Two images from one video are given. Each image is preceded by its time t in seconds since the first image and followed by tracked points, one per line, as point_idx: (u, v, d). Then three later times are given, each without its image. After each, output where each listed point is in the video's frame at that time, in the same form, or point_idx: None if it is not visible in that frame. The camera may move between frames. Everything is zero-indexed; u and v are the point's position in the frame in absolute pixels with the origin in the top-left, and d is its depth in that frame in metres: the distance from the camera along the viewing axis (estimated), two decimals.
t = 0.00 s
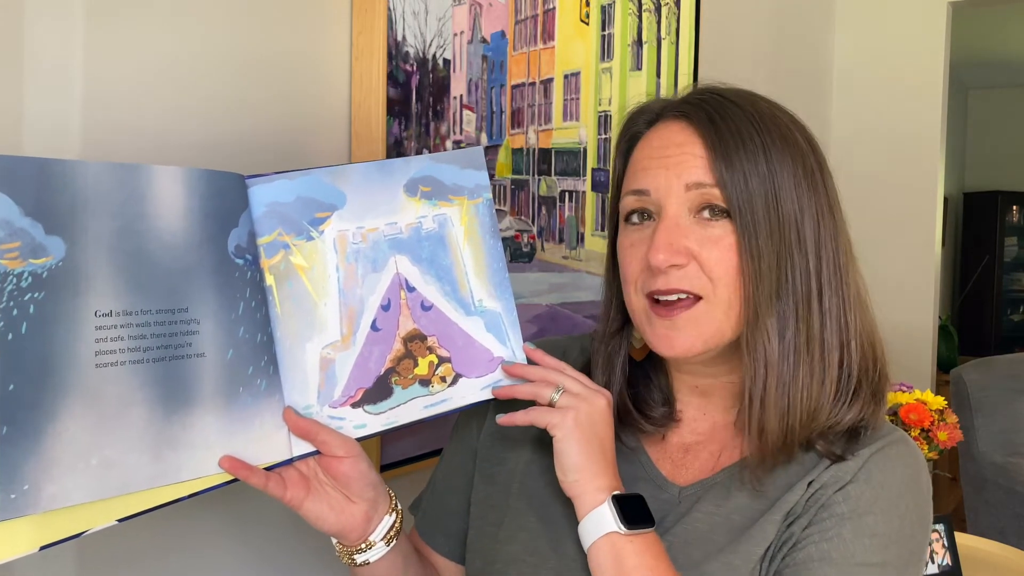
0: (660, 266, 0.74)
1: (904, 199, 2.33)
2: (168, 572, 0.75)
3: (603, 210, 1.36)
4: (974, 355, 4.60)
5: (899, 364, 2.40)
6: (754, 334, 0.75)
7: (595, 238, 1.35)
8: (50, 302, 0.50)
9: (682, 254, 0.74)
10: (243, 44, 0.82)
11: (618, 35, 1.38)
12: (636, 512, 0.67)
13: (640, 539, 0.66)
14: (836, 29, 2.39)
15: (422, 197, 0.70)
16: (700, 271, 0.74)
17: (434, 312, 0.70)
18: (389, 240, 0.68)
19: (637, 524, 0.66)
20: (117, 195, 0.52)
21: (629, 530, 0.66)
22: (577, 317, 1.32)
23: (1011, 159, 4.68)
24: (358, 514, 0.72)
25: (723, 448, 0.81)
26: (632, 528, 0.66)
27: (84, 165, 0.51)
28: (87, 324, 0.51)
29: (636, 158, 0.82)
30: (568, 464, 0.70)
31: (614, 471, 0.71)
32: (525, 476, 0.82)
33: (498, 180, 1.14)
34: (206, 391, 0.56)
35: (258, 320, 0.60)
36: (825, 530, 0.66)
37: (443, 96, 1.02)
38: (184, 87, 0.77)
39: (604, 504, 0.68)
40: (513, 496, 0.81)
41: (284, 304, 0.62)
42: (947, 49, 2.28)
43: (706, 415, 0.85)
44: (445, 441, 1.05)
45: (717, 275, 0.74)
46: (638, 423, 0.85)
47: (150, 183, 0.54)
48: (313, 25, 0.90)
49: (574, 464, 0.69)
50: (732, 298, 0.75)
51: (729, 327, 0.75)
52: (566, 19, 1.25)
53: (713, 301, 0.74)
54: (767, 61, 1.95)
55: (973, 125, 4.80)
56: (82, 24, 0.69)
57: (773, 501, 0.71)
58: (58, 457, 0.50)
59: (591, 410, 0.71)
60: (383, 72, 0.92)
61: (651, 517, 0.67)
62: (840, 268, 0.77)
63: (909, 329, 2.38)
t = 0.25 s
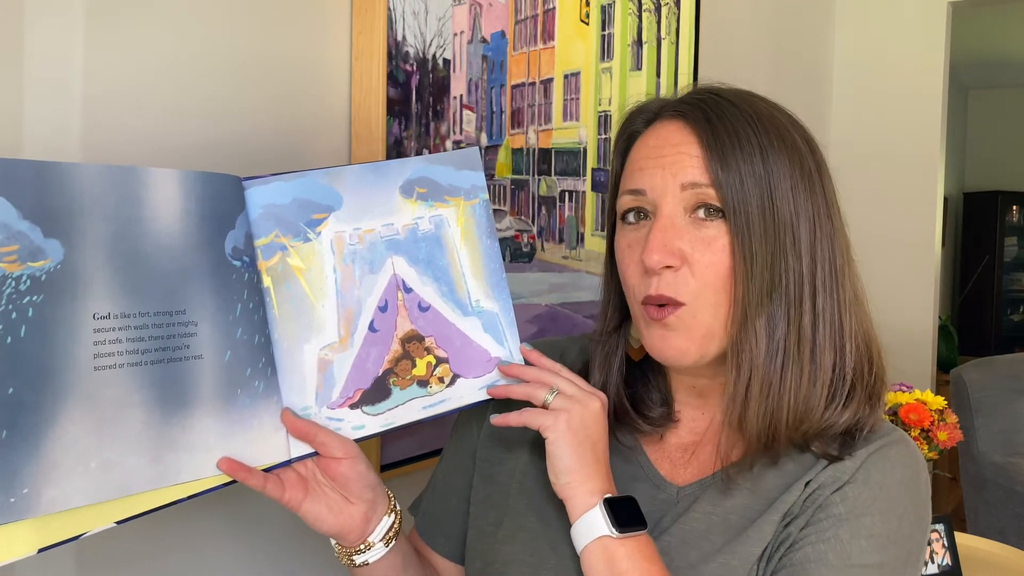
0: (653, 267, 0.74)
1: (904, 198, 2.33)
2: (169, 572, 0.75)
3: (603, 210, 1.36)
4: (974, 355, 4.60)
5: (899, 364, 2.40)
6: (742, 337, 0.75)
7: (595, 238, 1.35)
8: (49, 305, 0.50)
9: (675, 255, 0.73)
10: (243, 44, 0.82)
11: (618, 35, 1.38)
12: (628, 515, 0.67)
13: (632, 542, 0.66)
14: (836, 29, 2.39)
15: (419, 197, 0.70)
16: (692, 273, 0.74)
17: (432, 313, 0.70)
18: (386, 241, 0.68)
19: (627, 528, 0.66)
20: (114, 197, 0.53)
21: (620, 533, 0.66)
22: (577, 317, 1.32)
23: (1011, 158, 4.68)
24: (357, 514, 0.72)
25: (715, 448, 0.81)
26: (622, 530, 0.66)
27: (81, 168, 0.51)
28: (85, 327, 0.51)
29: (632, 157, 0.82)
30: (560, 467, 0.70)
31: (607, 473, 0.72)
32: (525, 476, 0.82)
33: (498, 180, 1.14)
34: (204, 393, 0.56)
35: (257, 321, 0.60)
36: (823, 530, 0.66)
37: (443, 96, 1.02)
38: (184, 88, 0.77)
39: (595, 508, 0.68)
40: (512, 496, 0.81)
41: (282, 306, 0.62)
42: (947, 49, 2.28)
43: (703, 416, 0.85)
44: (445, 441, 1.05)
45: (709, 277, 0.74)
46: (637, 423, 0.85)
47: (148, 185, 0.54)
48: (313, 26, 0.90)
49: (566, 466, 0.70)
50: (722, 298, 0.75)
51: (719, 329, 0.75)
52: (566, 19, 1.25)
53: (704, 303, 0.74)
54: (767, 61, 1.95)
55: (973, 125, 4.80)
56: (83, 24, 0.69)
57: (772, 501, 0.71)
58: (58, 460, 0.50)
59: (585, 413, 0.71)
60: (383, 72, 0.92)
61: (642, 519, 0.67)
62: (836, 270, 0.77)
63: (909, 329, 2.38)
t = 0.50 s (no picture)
0: (653, 269, 0.74)
1: (904, 198, 2.33)
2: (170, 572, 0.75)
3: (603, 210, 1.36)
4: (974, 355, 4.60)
5: (899, 364, 2.40)
6: (744, 339, 0.75)
7: (595, 238, 1.35)
8: (48, 311, 0.50)
9: (675, 258, 0.73)
10: (243, 44, 0.82)
11: (618, 35, 1.38)
12: (624, 520, 0.67)
13: (628, 546, 0.67)
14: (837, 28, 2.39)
15: (418, 199, 0.70)
16: (693, 276, 0.74)
17: (432, 314, 0.70)
18: (386, 243, 0.68)
19: (623, 533, 0.66)
20: (113, 202, 0.53)
21: (616, 539, 0.66)
22: (577, 317, 1.32)
23: (1011, 158, 4.67)
24: (358, 517, 0.72)
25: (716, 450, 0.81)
26: (619, 536, 0.66)
27: (80, 172, 0.51)
28: (85, 332, 0.51)
29: (632, 159, 0.82)
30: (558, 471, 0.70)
31: (603, 477, 0.72)
32: (525, 477, 0.82)
33: (498, 180, 1.14)
34: (204, 397, 0.56)
35: (257, 324, 0.60)
36: (822, 533, 0.66)
37: (443, 96, 1.02)
38: (184, 89, 0.77)
39: (591, 512, 0.69)
40: (512, 498, 0.81)
41: (282, 309, 0.62)
42: (947, 48, 2.28)
43: (703, 417, 0.85)
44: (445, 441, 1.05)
45: (709, 280, 0.74)
46: (637, 424, 0.85)
47: (147, 190, 0.54)
48: (313, 26, 0.90)
49: (562, 471, 0.70)
50: (725, 302, 0.75)
51: (720, 331, 0.75)
52: (566, 19, 1.25)
53: (706, 306, 0.75)
54: (767, 60, 1.95)
55: (973, 124, 4.80)
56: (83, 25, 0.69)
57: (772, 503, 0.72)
58: (57, 465, 0.50)
59: (582, 417, 0.71)
60: (383, 73, 0.92)
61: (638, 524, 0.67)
62: (836, 271, 0.77)
63: (909, 329, 2.38)
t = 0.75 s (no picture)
0: (655, 268, 0.74)
1: (904, 198, 2.33)
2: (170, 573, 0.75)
3: (603, 210, 1.36)
4: (974, 354, 4.60)
5: (899, 364, 2.40)
6: (746, 338, 0.75)
7: (595, 238, 1.35)
8: (47, 312, 0.50)
9: (679, 256, 0.73)
10: (243, 45, 0.82)
11: (618, 35, 1.38)
12: (616, 524, 0.68)
13: (621, 551, 0.67)
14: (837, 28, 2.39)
15: (420, 199, 0.70)
16: (696, 274, 0.74)
17: (433, 315, 0.70)
18: (387, 244, 0.68)
19: (616, 537, 0.67)
20: (113, 203, 0.52)
21: (609, 543, 0.67)
22: (577, 317, 1.32)
23: (1011, 158, 4.67)
24: (358, 518, 0.72)
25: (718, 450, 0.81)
26: (611, 541, 0.67)
27: (78, 173, 0.51)
28: (84, 333, 0.51)
29: (635, 157, 0.82)
30: (552, 476, 0.70)
31: (598, 483, 0.72)
32: (526, 478, 0.82)
33: (498, 180, 1.14)
34: (204, 398, 0.56)
35: (257, 325, 0.60)
36: (822, 534, 0.66)
37: (443, 96, 1.02)
38: (184, 90, 0.77)
39: (583, 518, 0.69)
40: (513, 499, 0.81)
41: (282, 309, 0.62)
42: (947, 48, 2.28)
43: (704, 416, 0.85)
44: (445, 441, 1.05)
45: (712, 278, 0.74)
46: (637, 423, 0.85)
47: (146, 190, 0.54)
48: (313, 26, 0.90)
49: (557, 476, 0.70)
50: (727, 300, 0.74)
51: (723, 330, 0.75)
52: (566, 19, 1.25)
53: (707, 304, 0.74)
54: (767, 60, 1.95)
55: (973, 124, 4.80)
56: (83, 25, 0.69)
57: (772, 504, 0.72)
58: (57, 466, 0.50)
59: (580, 422, 0.71)
60: (383, 73, 0.92)
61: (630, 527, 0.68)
62: (839, 271, 0.77)
63: (909, 329, 2.38)
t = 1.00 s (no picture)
0: (656, 266, 0.74)
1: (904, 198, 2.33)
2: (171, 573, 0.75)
3: (603, 210, 1.36)
4: (974, 355, 4.60)
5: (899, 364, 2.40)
6: (746, 337, 0.75)
7: (595, 238, 1.35)
8: (53, 308, 0.49)
9: (679, 255, 0.73)
10: (243, 44, 0.82)
11: (618, 35, 1.38)
12: (613, 525, 0.68)
13: (619, 551, 0.67)
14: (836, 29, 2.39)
15: (423, 198, 0.70)
16: (696, 272, 0.74)
17: (435, 314, 0.70)
18: (389, 243, 0.68)
19: (613, 538, 0.67)
20: (119, 200, 0.52)
21: (606, 544, 0.67)
22: (577, 317, 1.32)
23: (1011, 158, 4.68)
24: (360, 517, 0.72)
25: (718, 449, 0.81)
26: (609, 542, 0.67)
27: (86, 170, 0.51)
28: (90, 330, 0.51)
29: (636, 156, 0.82)
30: (549, 477, 0.70)
31: (599, 482, 0.72)
32: (526, 477, 0.82)
33: (498, 180, 1.14)
34: (208, 395, 0.56)
35: (260, 323, 0.60)
36: (822, 535, 0.66)
37: (443, 96, 1.02)
38: (185, 89, 0.77)
39: (579, 519, 0.69)
40: (514, 498, 0.81)
41: (285, 308, 0.62)
42: (946, 48, 2.28)
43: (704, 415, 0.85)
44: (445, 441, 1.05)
45: (712, 277, 0.74)
46: (638, 421, 0.85)
47: (152, 187, 0.54)
48: (313, 25, 0.90)
49: (554, 478, 0.70)
50: (728, 298, 0.75)
51: (723, 328, 0.75)
52: (566, 20, 1.25)
53: (708, 301, 0.74)
54: (767, 61, 1.95)
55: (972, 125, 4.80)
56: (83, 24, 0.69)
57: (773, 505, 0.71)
58: (62, 463, 0.50)
59: (576, 423, 0.70)
60: (383, 73, 0.92)
61: (627, 527, 0.68)
62: (840, 270, 0.77)
63: (908, 329, 2.38)
